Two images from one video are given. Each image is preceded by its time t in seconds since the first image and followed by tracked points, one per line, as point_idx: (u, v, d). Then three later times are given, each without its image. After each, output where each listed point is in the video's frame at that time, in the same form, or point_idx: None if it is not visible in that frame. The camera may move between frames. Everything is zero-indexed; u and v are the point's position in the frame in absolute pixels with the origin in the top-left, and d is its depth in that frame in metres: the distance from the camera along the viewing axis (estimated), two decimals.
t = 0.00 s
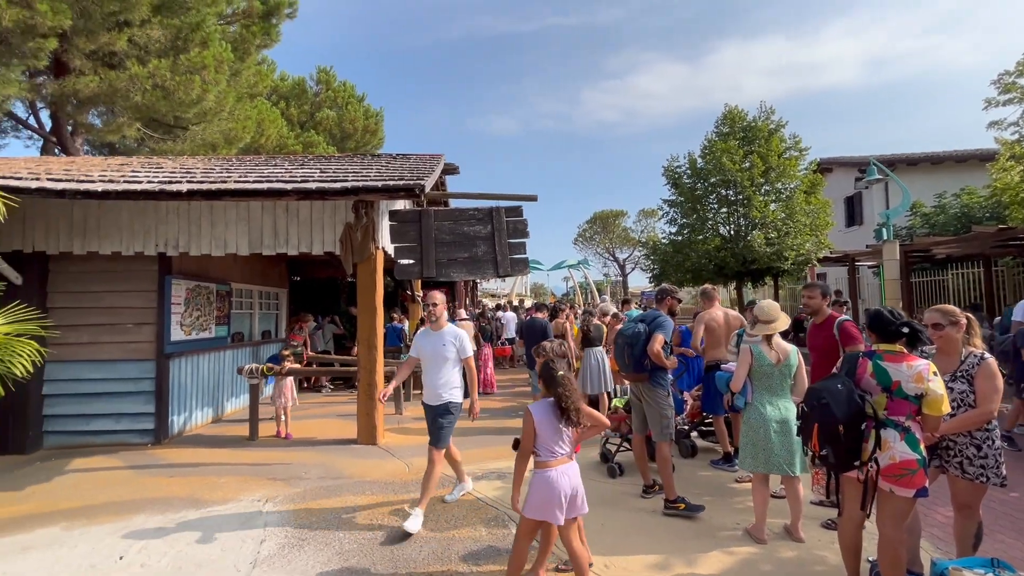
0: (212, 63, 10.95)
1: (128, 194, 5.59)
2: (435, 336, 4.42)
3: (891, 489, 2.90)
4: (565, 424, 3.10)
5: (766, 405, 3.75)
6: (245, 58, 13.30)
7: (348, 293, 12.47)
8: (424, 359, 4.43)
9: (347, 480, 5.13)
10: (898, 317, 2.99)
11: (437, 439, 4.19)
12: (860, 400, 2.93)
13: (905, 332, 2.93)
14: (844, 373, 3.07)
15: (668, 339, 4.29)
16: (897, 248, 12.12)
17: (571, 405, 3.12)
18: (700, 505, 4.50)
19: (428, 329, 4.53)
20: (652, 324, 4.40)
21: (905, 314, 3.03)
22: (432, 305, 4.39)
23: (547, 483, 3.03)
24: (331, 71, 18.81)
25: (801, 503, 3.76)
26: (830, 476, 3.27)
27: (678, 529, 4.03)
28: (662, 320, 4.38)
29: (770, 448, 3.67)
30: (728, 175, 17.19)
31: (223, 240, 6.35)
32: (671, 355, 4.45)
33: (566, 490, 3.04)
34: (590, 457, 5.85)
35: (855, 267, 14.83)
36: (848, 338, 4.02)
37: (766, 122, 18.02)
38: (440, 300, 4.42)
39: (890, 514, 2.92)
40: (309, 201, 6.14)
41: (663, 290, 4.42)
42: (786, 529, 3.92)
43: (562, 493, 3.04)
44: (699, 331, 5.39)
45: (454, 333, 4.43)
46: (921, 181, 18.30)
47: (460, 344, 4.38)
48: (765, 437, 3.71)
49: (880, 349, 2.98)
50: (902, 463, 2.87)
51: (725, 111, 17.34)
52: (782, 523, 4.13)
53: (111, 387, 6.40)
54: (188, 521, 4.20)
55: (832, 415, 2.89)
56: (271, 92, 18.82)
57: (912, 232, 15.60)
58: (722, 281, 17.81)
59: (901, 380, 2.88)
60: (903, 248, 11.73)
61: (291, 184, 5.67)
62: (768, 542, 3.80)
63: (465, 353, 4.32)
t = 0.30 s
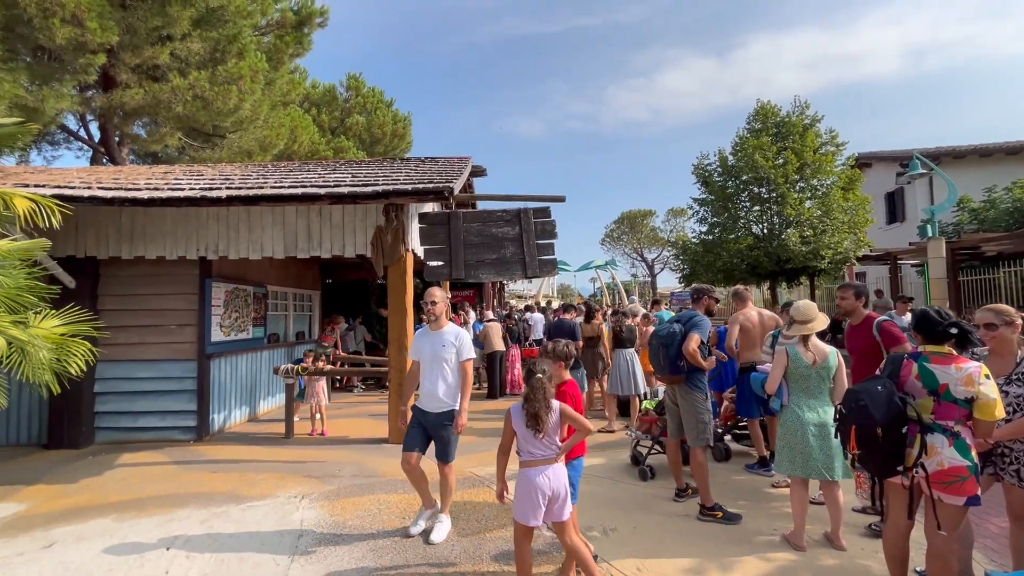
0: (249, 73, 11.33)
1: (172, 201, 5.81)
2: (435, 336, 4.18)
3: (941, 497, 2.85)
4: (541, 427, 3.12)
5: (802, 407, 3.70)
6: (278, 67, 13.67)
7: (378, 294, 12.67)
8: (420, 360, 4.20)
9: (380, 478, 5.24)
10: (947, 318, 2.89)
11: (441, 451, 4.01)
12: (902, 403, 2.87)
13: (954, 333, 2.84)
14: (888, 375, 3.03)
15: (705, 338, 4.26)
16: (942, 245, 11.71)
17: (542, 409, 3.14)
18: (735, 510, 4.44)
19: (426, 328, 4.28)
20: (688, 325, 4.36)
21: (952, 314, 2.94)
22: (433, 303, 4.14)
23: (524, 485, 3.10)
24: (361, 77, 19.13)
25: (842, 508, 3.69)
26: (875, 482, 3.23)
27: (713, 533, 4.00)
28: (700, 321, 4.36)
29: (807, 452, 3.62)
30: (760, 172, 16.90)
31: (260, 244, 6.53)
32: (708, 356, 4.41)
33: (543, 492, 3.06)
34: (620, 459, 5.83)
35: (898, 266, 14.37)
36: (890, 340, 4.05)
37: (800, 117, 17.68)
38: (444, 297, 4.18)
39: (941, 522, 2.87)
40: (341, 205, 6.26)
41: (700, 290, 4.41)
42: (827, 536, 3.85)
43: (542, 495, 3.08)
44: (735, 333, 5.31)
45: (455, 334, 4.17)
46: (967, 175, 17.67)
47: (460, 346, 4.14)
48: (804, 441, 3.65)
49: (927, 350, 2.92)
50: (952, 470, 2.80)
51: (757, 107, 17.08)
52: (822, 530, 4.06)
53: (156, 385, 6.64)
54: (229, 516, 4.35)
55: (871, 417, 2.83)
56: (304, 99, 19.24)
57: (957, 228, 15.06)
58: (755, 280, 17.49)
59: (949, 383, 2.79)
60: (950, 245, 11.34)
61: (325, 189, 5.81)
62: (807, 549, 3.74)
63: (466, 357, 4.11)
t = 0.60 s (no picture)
0: (285, 82, 11.68)
1: (214, 207, 6.02)
2: (427, 346, 3.64)
3: (997, 505, 2.74)
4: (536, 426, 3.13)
5: (843, 410, 3.64)
6: (312, 74, 14.02)
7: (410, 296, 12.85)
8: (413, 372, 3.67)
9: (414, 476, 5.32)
10: (1001, 317, 2.78)
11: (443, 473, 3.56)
12: (952, 405, 2.80)
13: (1006, 334, 2.74)
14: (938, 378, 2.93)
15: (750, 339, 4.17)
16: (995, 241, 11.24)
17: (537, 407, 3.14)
18: (776, 516, 4.36)
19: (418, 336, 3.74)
20: (732, 325, 4.26)
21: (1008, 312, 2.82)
22: (423, 309, 3.59)
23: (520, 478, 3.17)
24: (391, 82, 19.43)
25: (888, 514, 3.61)
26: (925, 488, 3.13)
27: (752, 538, 3.95)
28: (745, 321, 4.24)
29: (849, 456, 3.55)
30: (797, 168, 16.56)
31: (297, 247, 6.71)
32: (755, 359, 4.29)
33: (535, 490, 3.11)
34: (654, 461, 5.79)
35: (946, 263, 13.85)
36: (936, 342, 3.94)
37: (840, 110, 17.25)
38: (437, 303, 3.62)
39: (998, 531, 2.77)
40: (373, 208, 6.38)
41: (742, 289, 4.33)
42: (873, 545, 3.75)
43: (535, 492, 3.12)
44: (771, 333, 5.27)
45: (449, 344, 3.61)
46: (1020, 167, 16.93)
47: (455, 357, 3.58)
48: (845, 444, 3.59)
49: (980, 351, 2.81)
50: (1009, 477, 2.69)
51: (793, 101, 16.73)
52: (868, 539, 3.95)
53: (200, 383, 6.88)
54: (270, 510, 4.49)
55: (921, 422, 2.77)
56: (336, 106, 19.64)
57: (1010, 224, 14.43)
58: (791, 280, 17.08)
59: (1005, 386, 2.70)
60: (1002, 241, 10.88)
61: (358, 193, 5.93)
62: (851, 558, 3.65)
63: (466, 370, 3.57)
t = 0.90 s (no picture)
0: (319, 89, 11.96)
1: (254, 212, 6.22)
2: (425, 346, 3.36)
3: None
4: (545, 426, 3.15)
5: (892, 415, 3.54)
6: (345, 81, 14.32)
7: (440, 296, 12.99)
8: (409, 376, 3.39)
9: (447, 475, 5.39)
10: None
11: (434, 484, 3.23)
12: (1015, 411, 2.71)
13: None
14: (996, 383, 2.84)
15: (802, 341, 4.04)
16: None
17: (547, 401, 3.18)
18: (819, 523, 4.27)
19: (414, 335, 3.45)
20: (780, 326, 4.16)
21: None
22: (420, 307, 3.30)
23: (523, 478, 3.18)
24: (421, 86, 19.65)
25: (942, 525, 3.50)
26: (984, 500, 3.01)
27: (793, 545, 3.88)
28: (795, 322, 4.10)
29: (897, 463, 3.47)
30: (837, 163, 16.11)
31: (332, 250, 6.86)
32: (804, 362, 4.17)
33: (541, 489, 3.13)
34: (688, 464, 5.73)
35: (1000, 261, 13.27)
36: (992, 348, 3.78)
37: (881, 104, 16.65)
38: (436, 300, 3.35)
39: None
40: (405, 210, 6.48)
41: (787, 289, 4.21)
42: (925, 555, 3.63)
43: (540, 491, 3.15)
44: (810, 333, 5.23)
45: (453, 345, 3.35)
46: None
47: (460, 358, 3.33)
48: (893, 451, 3.50)
49: None
50: None
51: (832, 95, 16.31)
52: (917, 549, 3.83)
53: (242, 382, 7.10)
54: (309, 505, 4.62)
55: (978, 429, 2.72)
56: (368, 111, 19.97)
57: None
58: (831, 278, 16.65)
59: None
60: None
61: (391, 196, 6.03)
62: (900, 568, 3.55)
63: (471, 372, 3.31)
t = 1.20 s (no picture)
0: (353, 95, 12.22)
1: (292, 215, 6.40)
2: (428, 356, 2.99)
3: None
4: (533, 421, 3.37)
5: (946, 421, 3.41)
6: (378, 86, 14.60)
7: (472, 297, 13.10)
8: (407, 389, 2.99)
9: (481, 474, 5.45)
10: None
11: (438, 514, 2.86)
12: None
13: None
14: None
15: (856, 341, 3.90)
16: None
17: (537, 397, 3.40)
18: (863, 531, 4.16)
19: (415, 342, 3.07)
20: (830, 326, 4.06)
21: None
22: (425, 310, 2.94)
23: (523, 469, 3.35)
24: (451, 89, 19.81)
25: (1000, 538, 3.38)
26: None
27: (834, 552, 3.79)
28: (848, 322, 3.97)
29: (954, 472, 3.34)
30: (883, 157, 15.69)
31: (366, 252, 7.01)
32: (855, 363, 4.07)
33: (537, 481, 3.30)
34: (724, 468, 5.65)
35: None
36: None
37: (931, 94, 16.20)
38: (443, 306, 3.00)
39: None
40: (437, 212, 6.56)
41: (832, 287, 4.17)
42: (979, 567, 3.51)
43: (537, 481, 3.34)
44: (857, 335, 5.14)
45: (460, 358, 2.99)
46: None
47: (468, 371, 2.98)
48: (950, 458, 3.37)
49: None
50: None
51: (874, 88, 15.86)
52: (970, 562, 3.70)
53: (281, 381, 7.31)
54: (347, 500, 4.74)
55: None
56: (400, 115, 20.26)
57: None
58: (876, 277, 16.14)
59: None
60: None
61: (423, 198, 6.13)
62: None
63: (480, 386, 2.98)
